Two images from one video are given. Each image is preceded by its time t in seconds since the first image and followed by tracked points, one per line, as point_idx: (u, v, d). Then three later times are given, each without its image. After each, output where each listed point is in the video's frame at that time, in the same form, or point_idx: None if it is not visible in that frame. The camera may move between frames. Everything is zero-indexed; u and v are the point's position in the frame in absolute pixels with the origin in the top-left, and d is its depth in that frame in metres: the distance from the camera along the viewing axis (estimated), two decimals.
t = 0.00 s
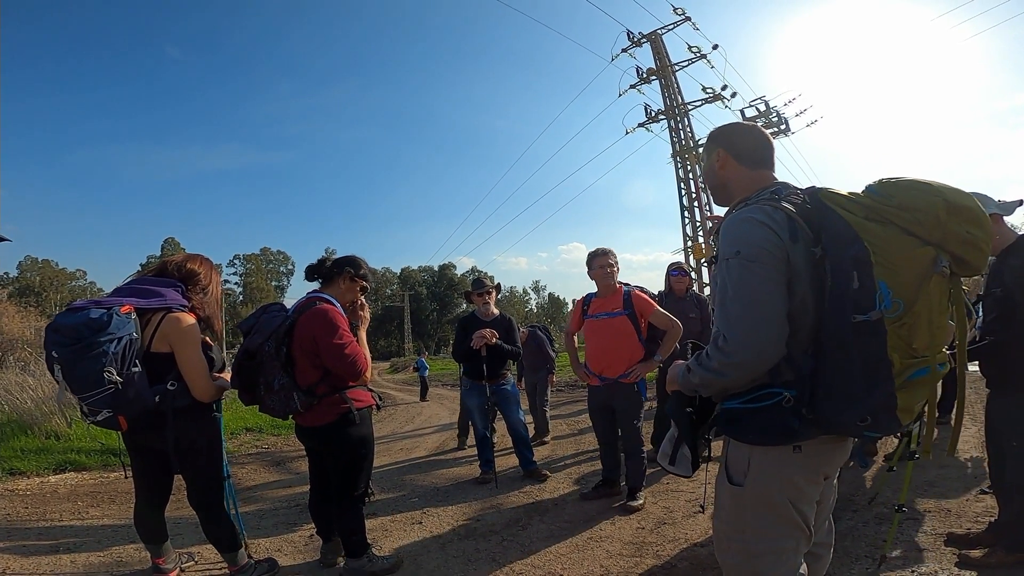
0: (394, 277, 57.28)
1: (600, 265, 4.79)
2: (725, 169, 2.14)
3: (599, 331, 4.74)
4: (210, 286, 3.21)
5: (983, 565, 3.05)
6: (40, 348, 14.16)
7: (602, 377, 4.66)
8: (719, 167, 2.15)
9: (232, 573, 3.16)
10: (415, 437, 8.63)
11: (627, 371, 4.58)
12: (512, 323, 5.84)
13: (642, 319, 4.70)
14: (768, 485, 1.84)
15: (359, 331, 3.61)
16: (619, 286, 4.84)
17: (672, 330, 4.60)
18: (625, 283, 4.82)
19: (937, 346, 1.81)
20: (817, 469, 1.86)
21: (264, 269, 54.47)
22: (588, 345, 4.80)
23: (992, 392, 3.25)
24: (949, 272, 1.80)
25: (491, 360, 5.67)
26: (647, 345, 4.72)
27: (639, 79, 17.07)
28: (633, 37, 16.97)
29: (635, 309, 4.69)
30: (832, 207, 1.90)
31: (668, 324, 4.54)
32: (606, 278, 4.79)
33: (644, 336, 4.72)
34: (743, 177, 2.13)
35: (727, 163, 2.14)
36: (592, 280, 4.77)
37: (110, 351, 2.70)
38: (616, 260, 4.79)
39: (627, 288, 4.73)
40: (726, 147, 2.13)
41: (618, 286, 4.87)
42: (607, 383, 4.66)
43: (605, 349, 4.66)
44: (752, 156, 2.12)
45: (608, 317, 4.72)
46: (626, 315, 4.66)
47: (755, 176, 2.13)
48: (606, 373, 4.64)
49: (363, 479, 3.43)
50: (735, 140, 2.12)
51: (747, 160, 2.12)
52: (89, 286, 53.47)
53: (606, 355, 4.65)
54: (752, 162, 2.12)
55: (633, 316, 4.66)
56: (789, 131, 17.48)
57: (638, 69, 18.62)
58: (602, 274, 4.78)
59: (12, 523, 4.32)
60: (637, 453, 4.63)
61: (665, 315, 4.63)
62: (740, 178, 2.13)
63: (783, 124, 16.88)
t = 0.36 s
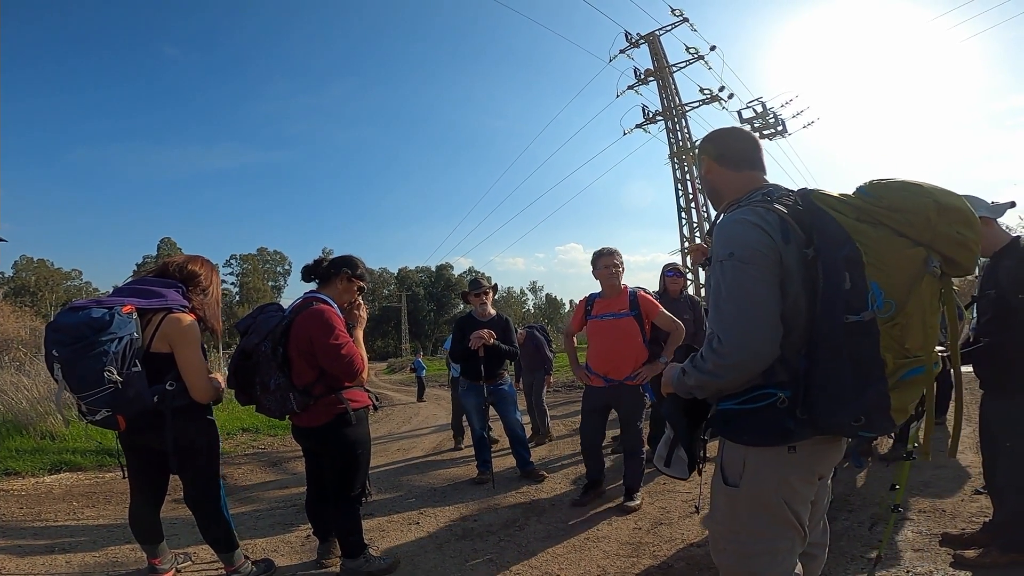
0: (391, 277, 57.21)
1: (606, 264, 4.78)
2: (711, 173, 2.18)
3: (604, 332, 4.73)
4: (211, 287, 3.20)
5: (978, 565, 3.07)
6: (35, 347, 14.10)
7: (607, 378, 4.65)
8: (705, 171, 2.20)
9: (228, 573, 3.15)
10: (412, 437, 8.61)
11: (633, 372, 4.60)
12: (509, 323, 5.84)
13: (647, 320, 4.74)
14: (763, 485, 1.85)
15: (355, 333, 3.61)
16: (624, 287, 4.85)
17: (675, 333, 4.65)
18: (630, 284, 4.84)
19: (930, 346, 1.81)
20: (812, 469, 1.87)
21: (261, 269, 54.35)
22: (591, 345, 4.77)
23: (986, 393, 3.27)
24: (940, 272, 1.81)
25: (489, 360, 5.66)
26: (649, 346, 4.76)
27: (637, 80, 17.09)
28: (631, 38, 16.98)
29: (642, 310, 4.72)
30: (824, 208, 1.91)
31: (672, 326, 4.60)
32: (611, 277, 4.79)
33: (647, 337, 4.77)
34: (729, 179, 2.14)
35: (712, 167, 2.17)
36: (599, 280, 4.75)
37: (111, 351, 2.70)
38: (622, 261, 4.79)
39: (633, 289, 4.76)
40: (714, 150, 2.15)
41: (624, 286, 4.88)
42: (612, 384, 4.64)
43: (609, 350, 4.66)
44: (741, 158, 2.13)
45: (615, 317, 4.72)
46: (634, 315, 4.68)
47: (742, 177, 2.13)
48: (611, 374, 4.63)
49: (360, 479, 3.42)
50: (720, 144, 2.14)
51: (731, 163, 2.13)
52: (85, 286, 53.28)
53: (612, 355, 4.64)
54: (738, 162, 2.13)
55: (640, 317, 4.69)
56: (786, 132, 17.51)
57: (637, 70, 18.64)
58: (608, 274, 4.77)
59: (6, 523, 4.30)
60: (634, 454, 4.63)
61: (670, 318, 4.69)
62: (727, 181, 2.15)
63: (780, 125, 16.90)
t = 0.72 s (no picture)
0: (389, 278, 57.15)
1: (599, 265, 4.78)
2: (703, 179, 2.19)
3: (594, 334, 4.75)
4: (208, 289, 3.20)
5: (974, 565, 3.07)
6: (31, 349, 14.06)
7: (598, 379, 4.65)
8: (698, 177, 2.21)
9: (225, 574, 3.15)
10: (409, 438, 8.60)
11: (623, 374, 4.60)
12: (503, 323, 5.84)
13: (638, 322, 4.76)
14: (756, 485, 1.85)
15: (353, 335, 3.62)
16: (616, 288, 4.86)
17: (664, 337, 4.67)
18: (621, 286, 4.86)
19: (917, 345, 1.80)
20: (805, 470, 1.87)
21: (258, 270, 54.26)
22: (582, 347, 4.78)
23: (981, 393, 3.28)
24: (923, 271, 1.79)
25: (486, 362, 5.67)
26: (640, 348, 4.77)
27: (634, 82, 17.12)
28: (628, 40, 17.01)
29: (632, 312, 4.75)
30: (809, 210, 1.91)
31: (661, 330, 4.59)
32: (603, 278, 4.79)
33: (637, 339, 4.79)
34: (719, 184, 2.16)
35: (705, 173, 2.18)
36: (590, 281, 4.77)
37: (106, 350, 2.70)
38: (615, 262, 4.80)
39: (625, 291, 4.79)
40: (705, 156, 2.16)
41: (615, 288, 4.90)
42: (603, 386, 4.65)
43: (600, 351, 4.66)
44: (733, 162, 2.13)
45: (606, 319, 4.74)
46: (624, 317, 4.70)
47: (731, 181, 2.14)
48: (602, 375, 4.64)
49: (357, 480, 3.42)
50: (712, 150, 2.14)
51: (723, 168, 2.14)
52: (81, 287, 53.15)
53: (603, 357, 4.64)
54: (731, 167, 2.13)
55: (630, 318, 4.71)
56: (783, 133, 17.55)
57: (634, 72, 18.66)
58: (600, 274, 4.78)
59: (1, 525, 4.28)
60: (631, 454, 4.64)
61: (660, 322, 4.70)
62: (719, 185, 2.16)
63: (777, 127, 16.94)
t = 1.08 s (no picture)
0: (388, 279, 57.15)
1: (593, 266, 4.79)
2: (719, 171, 2.17)
3: (589, 334, 4.75)
4: (204, 290, 3.20)
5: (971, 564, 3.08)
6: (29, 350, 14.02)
7: (596, 379, 4.65)
8: (713, 168, 2.16)
9: None
10: (408, 439, 8.60)
11: (620, 374, 4.62)
12: (506, 324, 5.84)
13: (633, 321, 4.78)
14: (765, 485, 1.85)
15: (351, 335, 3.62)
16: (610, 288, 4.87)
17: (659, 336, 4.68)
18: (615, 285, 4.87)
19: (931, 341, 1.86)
20: (812, 470, 1.89)
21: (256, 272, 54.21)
22: (578, 347, 4.77)
23: (978, 392, 3.29)
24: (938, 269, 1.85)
25: (488, 362, 5.67)
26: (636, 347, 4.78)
27: (632, 82, 17.14)
28: (626, 40, 17.01)
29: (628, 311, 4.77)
30: (823, 206, 1.92)
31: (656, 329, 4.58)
32: (597, 279, 4.79)
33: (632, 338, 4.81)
34: (729, 180, 2.17)
35: (722, 165, 2.17)
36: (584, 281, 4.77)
37: (103, 353, 2.70)
38: (609, 262, 4.80)
39: (619, 290, 4.80)
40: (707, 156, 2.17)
41: (609, 288, 4.92)
42: (601, 386, 4.65)
43: (597, 351, 4.66)
44: (738, 161, 2.18)
45: (601, 318, 4.75)
46: (620, 316, 4.72)
47: (740, 180, 2.17)
48: (599, 375, 4.64)
49: (356, 480, 3.42)
50: (724, 145, 2.18)
51: (735, 163, 2.17)
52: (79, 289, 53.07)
53: (599, 357, 4.64)
54: (741, 163, 2.18)
55: (626, 318, 4.73)
56: (780, 133, 17.56)
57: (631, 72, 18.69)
58: (594, 275, 4.78)
59: None
60: (630, 454, 4.64)
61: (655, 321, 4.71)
62: (731, 180, 2.17)
63: (774, 127, 16.96)
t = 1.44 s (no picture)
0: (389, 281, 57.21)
1: (593, 267, 4.78)
2: (712, 169, 2.16)
3: (592, 335, 4.75)
4: (204, 291, 3.20)
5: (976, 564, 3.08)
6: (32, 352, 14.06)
7: (599, 379, 4.65)
8: (705, 167, 2.16)
9: None
10: (411, 440, 8.61)
11: (624, 373, 4.61)
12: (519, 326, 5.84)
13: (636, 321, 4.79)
14: (791, 486, 1.85)
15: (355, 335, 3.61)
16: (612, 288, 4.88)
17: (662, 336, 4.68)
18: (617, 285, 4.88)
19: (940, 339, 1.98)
20: (830, 468, 1.93)
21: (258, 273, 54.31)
22: (580, 347, 4.77)
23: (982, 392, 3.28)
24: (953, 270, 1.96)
25: (498, 362, 5.69)
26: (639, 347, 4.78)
27: (632, 82, 17.15)
28: (626, 40, 17.01)
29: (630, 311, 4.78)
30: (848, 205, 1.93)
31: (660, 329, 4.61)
32: (598, 279, 4.79)
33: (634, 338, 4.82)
34: (725, 180, 2.17)
35: (714, 163, 2.16)
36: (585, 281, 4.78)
37: (104, 355, 2.70)
38: (609, 262, 4.80)
39: (620, 290, 4.82)
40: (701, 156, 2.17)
41: (609, 288, 4.92)
42: (605, 386, 4.65)
43: (599, 351, 4.66)
44: (736, 160, 2.16)
45: (604, 318, 4.76)
46: (622, 316, 4.74)
47: (738, 179, 2.17)
48: (603, 375, 4.63)
49: (359, 481, 3.43)
50: (721, 142, 2.16)
51: (731, 161, 2.15)
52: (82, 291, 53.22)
53: (601, 357, 4.64)
54: (738, 162, 2.16)
55: (628, 317, 4.74)
56: (781, 133, 17.55)
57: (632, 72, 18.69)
58: (594, 275, 4.78)
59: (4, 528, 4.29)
60: (633, 455, 4.63)
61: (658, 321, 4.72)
62: (725, 179, 2.16)
63: (775, 126, 16.92)
